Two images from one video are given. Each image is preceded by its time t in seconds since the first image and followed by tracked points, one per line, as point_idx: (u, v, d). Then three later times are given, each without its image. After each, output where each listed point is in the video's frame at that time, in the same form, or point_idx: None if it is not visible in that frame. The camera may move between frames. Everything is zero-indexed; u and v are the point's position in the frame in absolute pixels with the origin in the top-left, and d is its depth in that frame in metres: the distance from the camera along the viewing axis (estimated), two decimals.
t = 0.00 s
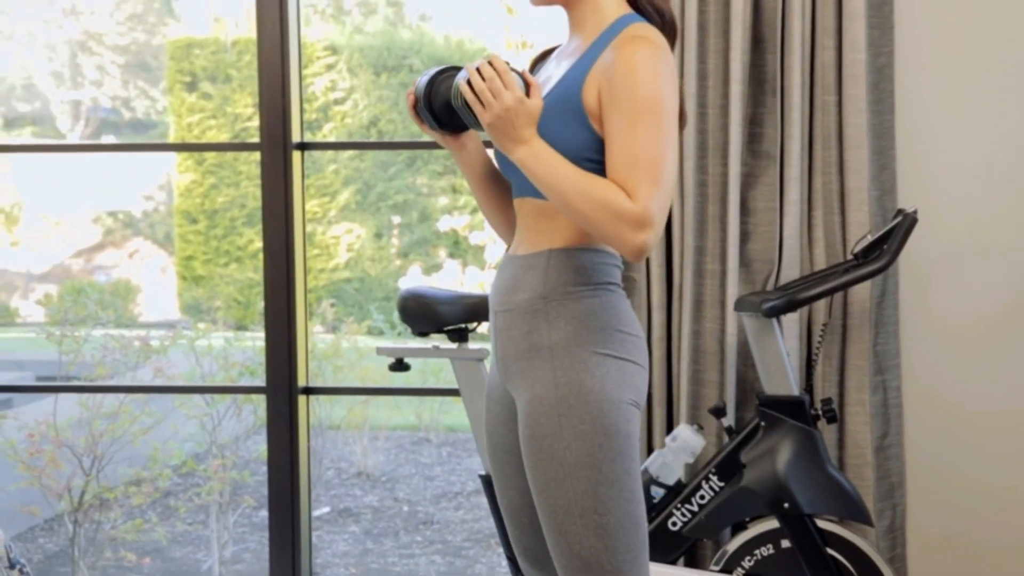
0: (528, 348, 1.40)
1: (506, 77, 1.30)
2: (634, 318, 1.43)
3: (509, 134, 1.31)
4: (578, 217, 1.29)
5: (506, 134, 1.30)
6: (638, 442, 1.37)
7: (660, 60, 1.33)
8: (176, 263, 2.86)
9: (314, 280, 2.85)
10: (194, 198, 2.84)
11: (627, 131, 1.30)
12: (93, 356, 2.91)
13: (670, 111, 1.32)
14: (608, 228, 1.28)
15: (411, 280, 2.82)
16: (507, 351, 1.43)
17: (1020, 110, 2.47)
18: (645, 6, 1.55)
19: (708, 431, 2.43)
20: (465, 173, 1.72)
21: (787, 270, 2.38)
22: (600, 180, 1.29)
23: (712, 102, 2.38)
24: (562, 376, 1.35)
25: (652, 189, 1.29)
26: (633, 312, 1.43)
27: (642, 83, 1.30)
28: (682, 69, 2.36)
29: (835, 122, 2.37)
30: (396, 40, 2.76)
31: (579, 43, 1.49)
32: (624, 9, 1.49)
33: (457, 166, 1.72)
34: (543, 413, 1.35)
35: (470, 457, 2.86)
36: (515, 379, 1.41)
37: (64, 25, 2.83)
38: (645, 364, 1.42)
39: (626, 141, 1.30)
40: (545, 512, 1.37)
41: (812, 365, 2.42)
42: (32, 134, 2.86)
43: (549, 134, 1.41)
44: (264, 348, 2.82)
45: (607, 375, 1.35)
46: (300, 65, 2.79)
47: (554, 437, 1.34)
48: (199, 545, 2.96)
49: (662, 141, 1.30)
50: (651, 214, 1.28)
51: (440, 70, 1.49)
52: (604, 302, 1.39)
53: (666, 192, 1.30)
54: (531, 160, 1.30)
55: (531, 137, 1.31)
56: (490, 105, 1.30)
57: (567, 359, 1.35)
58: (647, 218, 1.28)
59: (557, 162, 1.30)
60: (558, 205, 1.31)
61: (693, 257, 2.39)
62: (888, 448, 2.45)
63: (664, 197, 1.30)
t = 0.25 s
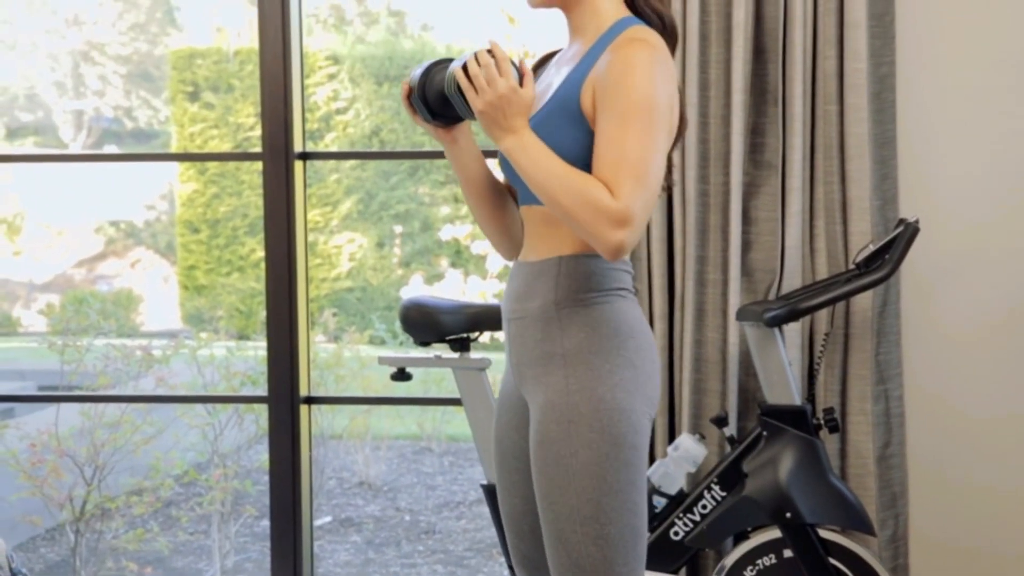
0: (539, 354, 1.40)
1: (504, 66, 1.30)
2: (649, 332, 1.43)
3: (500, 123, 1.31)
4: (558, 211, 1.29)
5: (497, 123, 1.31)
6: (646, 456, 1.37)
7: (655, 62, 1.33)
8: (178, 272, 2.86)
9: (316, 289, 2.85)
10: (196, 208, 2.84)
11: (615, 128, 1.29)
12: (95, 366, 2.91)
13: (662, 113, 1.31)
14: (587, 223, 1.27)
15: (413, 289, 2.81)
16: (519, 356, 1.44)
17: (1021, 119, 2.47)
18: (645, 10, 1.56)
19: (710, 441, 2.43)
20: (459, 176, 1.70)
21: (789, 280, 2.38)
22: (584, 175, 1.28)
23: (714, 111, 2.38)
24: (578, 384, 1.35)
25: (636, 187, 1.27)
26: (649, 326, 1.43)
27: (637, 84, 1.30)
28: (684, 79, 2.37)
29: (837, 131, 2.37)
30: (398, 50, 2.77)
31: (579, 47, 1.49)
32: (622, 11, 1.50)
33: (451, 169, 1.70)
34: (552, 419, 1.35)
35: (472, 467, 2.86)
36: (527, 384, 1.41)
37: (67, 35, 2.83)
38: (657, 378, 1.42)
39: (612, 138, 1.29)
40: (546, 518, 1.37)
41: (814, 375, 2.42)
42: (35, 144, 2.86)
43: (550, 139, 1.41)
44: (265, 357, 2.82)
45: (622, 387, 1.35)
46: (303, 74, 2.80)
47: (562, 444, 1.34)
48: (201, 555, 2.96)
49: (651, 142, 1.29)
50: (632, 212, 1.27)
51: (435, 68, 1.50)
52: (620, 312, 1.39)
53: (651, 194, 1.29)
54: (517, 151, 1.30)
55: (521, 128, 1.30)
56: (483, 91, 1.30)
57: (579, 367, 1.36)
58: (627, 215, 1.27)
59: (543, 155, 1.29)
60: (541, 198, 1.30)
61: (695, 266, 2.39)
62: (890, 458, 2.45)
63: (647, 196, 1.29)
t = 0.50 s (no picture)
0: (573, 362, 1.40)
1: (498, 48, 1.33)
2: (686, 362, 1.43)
3: (487, 106, 1.33)
4: (532, 206, 1.28)
5: (485, 106, 1.33)
6: (667, 472, 1.37)
7: (645, 68, 1.32)
8: (180, 278, 2.86)
9: (317, 295, 2.85)
10: (198, 214, 2.84)
11: (595, 128, 1.28)
12: (96, 372, 2.91)
13: (646, 120, 1.30)
14: (556, 220, 1.26)
15: (414, 295, 2.81)
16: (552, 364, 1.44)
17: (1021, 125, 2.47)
18: (645, 17, 1.54)
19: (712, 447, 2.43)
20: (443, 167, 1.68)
21: (790, 286, 2.38)
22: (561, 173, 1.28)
23: (715, 117, 2.38)
24: (607, 392, 1.36)
25: (609, 190, 1.26)
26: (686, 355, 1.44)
27: (624, 88, 1.29)
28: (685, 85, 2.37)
29: (838, 137, 2.37)
30: (400, 56, 2.77)
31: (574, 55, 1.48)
32: (614, 16, 1.50)
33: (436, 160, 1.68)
34: (579, 425, 1.35)
35: (473, 473, 2.86)
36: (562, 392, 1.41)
37: (69, 41, 2.84)
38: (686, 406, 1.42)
39: (590, 138, 1.28)
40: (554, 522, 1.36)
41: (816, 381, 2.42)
42: (37, 149, 2.86)
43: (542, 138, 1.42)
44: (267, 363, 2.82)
45: (651, 401, 1.35)
46: (304, 80, 2.80)
47: (584, 446, 1.33)
48: (202, 560, 2.96)
49: (630, 147, 1.27)
50: (601, 214, 1.26)
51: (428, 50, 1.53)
52: (656, 333, 1.39)
53: (624, 197, 1.27)
54: (498, 138, 1.31)
55: (506, 114, 1.32)
56: (475, 72, 1.33)
57: (613, 379, 1.36)
58: (596, 216, 1.26)
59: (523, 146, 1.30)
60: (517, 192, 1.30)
61: (696, 272, 2.39)
62: (892, 464, 2.45)
63: (621, 200, 1.27)
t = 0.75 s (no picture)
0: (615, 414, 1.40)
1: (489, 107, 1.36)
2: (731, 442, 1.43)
3: (472, 164, 1.34)
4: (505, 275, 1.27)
5: (471, 160, 1.34)
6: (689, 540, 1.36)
7: (627, 141, 1.32)
8: (183, 285, 2.86)
9: (320, 302, 2.85)
10: (200, 221, 2.84)
11: (570, 200, 1.27)
12: (99, 379, 2.91)
13: (622, 195, 1.29)
14: (524, 289, 1.25)
15: (416, 302, 2.81)
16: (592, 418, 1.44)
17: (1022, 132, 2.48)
18: (627, 88, 1.52)
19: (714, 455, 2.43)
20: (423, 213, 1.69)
21: (793, 293, 2.38)
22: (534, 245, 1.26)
23: (717, 125, 2.38)
24: (651, 448, 1.36)
25: (580, 263, 1.25)
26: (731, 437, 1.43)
27: (603, 162, 1.29)
28: (687, 93, 2.37)
29: (840, 144, 2.37)
30: (402, 64, 2.77)
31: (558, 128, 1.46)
32: (596, 88, 1.48)
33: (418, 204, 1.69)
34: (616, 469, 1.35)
35: (476, 480, 2.86)
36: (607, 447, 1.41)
37: (72, 49, 2.84)
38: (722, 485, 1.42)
39: (564, 212, 1.27)
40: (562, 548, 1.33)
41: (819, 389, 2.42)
42: (39, 157, 2.87)
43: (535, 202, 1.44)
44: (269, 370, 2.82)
45: (696, 458, 1.35)
46: (307, 88, 2.80)
47: (618, 484, 1.32)
48: (204, 568, 2.96)
49: (603, 223, 1.26)
50: (569, 285, 1.24)
51: (425, 96, 1.57)
52: (703, 404, 1.39)
53: (595, 271, 1.26)
54: (478, 199, 1.31)
55: (488, 174, 1.33)
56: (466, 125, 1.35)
57: (658, 436, 1.36)
58: (564, 288, 1.24)
59: (499, 213, 1.29)
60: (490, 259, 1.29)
61: (698, 279, 2.40)
62: (895, 471, 2.45)
63: (591, 275, 1.25)
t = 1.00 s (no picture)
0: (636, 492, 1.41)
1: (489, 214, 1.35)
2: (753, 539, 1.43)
3: (467, 272, 1.34)
4: (492, 385, 1.27)
5: (466, 267, 1.34)
6: None
7: (612, 250, 1.33)
8: (184, 293, 2.87)
9: (321, 310, 2.85)
10: (202, 229, 2.84)
11: (554, 312, 1.27)
12: (100, 387, 2.91)
13: (607, 304, 1.29)
14: (508, 401, 1.25)
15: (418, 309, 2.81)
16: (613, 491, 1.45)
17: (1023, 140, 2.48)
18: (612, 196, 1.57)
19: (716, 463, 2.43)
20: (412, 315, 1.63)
21: (795, 301, 2.37)
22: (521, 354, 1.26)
23: (719, 132, 2.38)
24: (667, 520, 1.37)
25: (565, 377, 1.25)
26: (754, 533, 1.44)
27: (589, 273, 1.29)
28: (689, 100, 2.37)
29: (842, 151, 2.37)
30: (404, 72, 2.78)
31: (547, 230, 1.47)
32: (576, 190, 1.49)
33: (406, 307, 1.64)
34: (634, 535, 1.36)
35: (477, 488, 2.86)
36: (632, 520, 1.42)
37: (74, 57, 2.84)
38: None
39: (548, 323, 1.27)
40: None
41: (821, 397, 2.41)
42: (41, 165, 2.86)
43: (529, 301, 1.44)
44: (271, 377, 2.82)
45: (713, 540, 1.36)
46: (309, 96, 2.80)
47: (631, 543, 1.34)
48: None
49: (585, 333, 1.27)
50: (553, 399, 1.24)
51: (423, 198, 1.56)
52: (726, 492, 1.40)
53: (580, 386, 1.26)
54: (469, 306, 1.32)
55: (480, 282, 1.34)
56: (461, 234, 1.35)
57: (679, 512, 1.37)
58: (549, 402, 1.24)
59: (488, 323, 1.29)
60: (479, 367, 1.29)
61: (700, 288, 2.39)
62: (897, 479, 2.45)
63: (576, 390, 1.25)
